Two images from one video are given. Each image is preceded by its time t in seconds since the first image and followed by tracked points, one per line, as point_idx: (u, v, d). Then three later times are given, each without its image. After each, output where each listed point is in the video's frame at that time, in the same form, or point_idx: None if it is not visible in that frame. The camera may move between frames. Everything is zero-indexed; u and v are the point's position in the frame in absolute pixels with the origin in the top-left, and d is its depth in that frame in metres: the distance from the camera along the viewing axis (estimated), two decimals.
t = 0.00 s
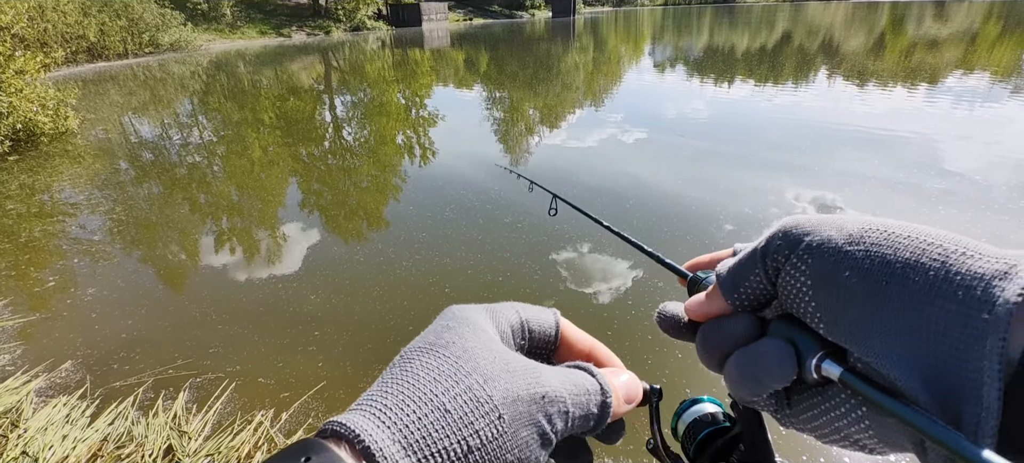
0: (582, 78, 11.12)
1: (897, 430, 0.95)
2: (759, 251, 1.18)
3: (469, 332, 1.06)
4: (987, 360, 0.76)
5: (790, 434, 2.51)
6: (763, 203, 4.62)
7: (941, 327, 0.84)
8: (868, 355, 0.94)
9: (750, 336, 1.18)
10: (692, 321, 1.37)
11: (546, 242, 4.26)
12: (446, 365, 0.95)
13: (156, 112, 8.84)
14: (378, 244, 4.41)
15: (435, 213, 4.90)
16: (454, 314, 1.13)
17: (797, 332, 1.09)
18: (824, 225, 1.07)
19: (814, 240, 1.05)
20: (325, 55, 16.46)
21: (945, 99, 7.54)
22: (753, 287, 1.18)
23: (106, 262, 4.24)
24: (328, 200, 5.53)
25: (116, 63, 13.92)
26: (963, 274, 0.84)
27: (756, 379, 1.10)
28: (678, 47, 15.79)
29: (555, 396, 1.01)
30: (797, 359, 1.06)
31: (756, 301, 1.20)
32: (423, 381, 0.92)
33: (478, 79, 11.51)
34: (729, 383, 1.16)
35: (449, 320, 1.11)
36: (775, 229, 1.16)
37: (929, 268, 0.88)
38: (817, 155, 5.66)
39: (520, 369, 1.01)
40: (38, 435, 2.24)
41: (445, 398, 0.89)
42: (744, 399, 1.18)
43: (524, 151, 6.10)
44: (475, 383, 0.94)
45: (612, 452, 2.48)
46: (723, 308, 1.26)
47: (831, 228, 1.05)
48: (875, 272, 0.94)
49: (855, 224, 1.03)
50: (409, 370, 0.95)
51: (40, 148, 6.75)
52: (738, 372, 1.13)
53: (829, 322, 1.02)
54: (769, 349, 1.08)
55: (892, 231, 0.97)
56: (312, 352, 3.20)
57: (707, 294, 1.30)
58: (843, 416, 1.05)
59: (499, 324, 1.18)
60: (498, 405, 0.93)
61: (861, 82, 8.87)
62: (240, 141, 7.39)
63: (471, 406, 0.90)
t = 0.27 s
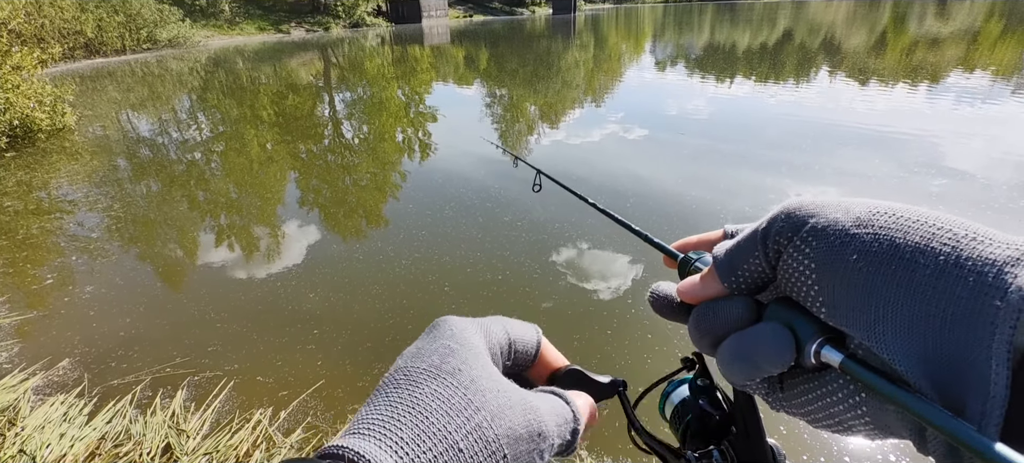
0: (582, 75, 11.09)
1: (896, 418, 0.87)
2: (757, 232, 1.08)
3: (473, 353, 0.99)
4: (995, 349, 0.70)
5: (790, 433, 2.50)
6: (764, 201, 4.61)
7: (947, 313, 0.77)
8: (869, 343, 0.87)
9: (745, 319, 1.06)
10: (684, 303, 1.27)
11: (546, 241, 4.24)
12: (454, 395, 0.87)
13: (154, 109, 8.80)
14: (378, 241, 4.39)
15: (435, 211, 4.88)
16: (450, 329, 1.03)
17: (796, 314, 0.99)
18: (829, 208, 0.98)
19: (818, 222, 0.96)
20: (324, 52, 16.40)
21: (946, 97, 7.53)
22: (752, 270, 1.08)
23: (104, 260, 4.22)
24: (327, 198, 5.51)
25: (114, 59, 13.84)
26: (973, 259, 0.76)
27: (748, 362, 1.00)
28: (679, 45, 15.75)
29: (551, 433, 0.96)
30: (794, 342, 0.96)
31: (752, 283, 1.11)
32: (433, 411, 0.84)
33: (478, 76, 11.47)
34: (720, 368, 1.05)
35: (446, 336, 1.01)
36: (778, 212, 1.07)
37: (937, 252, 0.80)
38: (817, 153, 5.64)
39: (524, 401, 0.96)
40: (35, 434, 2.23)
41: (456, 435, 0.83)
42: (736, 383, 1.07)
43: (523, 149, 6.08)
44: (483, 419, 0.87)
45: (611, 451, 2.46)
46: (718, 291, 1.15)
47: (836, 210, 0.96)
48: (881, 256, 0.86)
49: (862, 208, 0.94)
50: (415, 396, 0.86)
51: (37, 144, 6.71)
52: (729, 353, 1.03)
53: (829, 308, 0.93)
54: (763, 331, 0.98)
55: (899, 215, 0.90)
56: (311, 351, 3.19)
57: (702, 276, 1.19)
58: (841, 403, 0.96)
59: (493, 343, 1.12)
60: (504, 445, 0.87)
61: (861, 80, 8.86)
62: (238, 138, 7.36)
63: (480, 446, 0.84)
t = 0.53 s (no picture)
0: (584, 73, 11.08)
1: (895, 406, 0.87)
2: (755, 220, 1.05)
3: (496, 426, 0.99)
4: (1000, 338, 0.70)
5: (792, 433, 2.50)
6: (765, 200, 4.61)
7: (950, 301, 0.76)
8: (870, 332, 0.85)
9: (742, 309, 1.04)
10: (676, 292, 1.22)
11: (547, 239, 4.24)
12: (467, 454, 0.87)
13: (155, 106, 8.78)
14: (378, 239, 4.38)
15: (436, 210, 4.88)
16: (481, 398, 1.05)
17: (794, 303, 0.97)
18: (828, 194, 0.95)
19: (820, 209, 0.93)
20: (325, 50, 16.38)
21: (947, 97, 7.52)
22: (749, 259, 1.05)
23: (104, 257, 4.21)
24: (328, 196, 5.50)
25: (115, 56, 13.81)
26: (979, 247, 0.75)
27: (744, 351, 0.97)
28: (681, 43, 15.74)
29: None
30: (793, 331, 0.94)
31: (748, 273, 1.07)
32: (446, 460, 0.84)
33: (480, 75, 11.46)
34: (716, 358, 1.02)
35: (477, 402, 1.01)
36: (775, 198, 1.04)
37: (942, 240, 0.78)
38: (818, 152, 5.64)
39: None
40: (36, 431, 2.23)
41: None
42: (730, 373, 1.05)
43: (524, 147, 6.07)
44: None
45: (612, 450, 2.46)
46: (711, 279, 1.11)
47: (838, 197, 0.94)
48: (884, 244, 0.83)
49: (863, 194, 0.92)
50: (432, 440, 0.86)
51: (37, 142, 6.70)
52: (725, 343, 1.00)
53: (829, 296, 0.91)
54: (762, 319, 0.95)
55: (902, 202, 0.88)
56: (312, 349, 3.18)
57: (696, 263, 1.15)
58: (837, 393, 0.95)
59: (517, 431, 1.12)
60: None
61: (862, 79, 8.86)
62: (239, 135, 7.35)
63: None
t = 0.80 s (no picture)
0: (586, 72, 11.05)
1: (891, 396, 0.93)
2: (755, 220, 1.12)
3: (526, 430, 1.05)
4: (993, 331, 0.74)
5: (795, 433, 2.49)
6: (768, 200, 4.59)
7: (945, 296, 0.80)
8: (867, 325, 0.91)
9: (743, 305, 1.11)
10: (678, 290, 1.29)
11: (550, 238, 4.24)
12: (486, 447, 0.97)
13: (158, 104, 8.79)
14: (380, 237, 4.39)
15: (438, 208, 4.87)
16: (524, 413, 1.14)
17: (795, 299, 1.03)
18: (828, 193, 1.01)
19: (819, 208, 0.99)
20: (328, 48, 16.36)
21: (952, 96, 7.49)
22: (751, 257, 1.12)
23: (108, 255, 4.22)
24: (330, 194, 5.50)
25: (118, 54, 13.81)
26: (973, 244, 0.79)
27: (745, 347, 1.03)
28: (684, 42, 15.69)
29: None
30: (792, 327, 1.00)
31: (748, 270, 1.14)
32: (458, 448, 0.94)
33: (482, 73, 11.44)
34: (719, 353, 1.08)
35: (516, 415, 1.11)
36: (776, 198, 1.10)
37: (937, 237, 0.83)
38: (822, 151, 5.62)
39: None
40: (39, 428, 2.23)
41: None
42: (732, 369, 1.11)
43: (527, 146, 6.07)
44: None
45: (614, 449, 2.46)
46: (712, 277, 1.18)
47: (837, 197, 0.99)
48: (881, 241, 0.89)
49: (862, 194, 0.97)
50: (454, 437, 0.98)
51: (41, 140, 6.71)
52: (727, 338, 1.06)
53: (829, 293, 0.97)
54: (763, 315, 1.01)
55: (899, 201, 0.92)
56: (315, 347, 3.18)
57: (697, 263, 1.21)
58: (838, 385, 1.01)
59: (571, 448, 1.13)
60: None
61: (866, 78, 8.83)
62: (242, 134, 7.35)
63: None
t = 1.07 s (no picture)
0: (589, 72, 11.04)
1: (891, 382, 0.97)
2: (762, 209, 1.14)
3: (480, 292, 1.00)
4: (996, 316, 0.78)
5: (798, 434, 2.49)
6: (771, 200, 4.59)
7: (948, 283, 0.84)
8: (871, 312, 0.94)
9: (747, 291, 1.12)
10: (684, 274, 1.31)
11: (552, 238, 4.24)
12: (452, 322, 0.91)
13: (162, 104, 8.83)
14: (384, 237, 4.40)
15: (442, 208, 4.89)
16: (468, 278, 1.07)
17: (800, 285, 1.05)
18: (835, 185, 1.04)
19: (827, 200, 1.02)
20: (331, 48, 16.39)
21: (957, 96, 7.45)
22: (756, 245, 1.14)
23: (113, 254, 4.25)
24: (333, 193, 5.52)
25: (122, 54, 13.86)
26: (978, 234, 0.83)
27: (749, 331, 1.05)
28: (687, 42, 15.64)
29: (561, 359, 0.94)
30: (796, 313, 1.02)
31: (754, 257, 1.15)
32: (426, 338, 0.88)
33: (485, 73, 11.44)
34: (721, 337, 1.11)
35: (462, 283, 1.04)
36: (783, 187, 1.13)
37: (943, 227, 0.87)
38: (826, 152, 5.61)
39: (527, 333, 0.94)
40: (46, 425, 2.26)
41: (445, 354, 0.85)
42: (736, 353, 1.13)
43: (530, 145, 6.07)
44: (478, 342, 0.89)
45: (615, 449, 2.47)
46: (719, 265, 1.20)
47: (845, 188, 1.02)
48: (887, 231, 0.92)
49: (867, 185, 1.01)
50: (417, 327, 0.91)
51: (46, 139, 6.75)
52: (731, 322, 1.08)
53: (834, 281, 1.00)
54: (768, 300, 1.03)
55: (906, 192, 0.95)
56: (319, 346, 3.20)
57: (705, 249, 1.23)
58: (835, 370, 1.04)
59: (516, 292, 1.09)
60: (500, 365, 0.88)
61: (871, 78, 8.79)
62: (246, 133, 7.38)
63: (471, 365, 0.86)
